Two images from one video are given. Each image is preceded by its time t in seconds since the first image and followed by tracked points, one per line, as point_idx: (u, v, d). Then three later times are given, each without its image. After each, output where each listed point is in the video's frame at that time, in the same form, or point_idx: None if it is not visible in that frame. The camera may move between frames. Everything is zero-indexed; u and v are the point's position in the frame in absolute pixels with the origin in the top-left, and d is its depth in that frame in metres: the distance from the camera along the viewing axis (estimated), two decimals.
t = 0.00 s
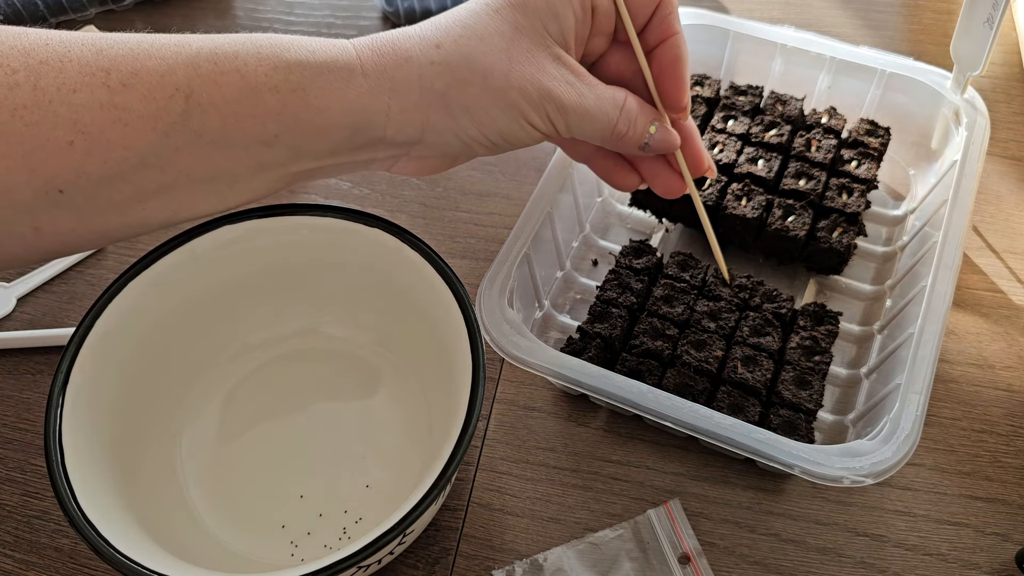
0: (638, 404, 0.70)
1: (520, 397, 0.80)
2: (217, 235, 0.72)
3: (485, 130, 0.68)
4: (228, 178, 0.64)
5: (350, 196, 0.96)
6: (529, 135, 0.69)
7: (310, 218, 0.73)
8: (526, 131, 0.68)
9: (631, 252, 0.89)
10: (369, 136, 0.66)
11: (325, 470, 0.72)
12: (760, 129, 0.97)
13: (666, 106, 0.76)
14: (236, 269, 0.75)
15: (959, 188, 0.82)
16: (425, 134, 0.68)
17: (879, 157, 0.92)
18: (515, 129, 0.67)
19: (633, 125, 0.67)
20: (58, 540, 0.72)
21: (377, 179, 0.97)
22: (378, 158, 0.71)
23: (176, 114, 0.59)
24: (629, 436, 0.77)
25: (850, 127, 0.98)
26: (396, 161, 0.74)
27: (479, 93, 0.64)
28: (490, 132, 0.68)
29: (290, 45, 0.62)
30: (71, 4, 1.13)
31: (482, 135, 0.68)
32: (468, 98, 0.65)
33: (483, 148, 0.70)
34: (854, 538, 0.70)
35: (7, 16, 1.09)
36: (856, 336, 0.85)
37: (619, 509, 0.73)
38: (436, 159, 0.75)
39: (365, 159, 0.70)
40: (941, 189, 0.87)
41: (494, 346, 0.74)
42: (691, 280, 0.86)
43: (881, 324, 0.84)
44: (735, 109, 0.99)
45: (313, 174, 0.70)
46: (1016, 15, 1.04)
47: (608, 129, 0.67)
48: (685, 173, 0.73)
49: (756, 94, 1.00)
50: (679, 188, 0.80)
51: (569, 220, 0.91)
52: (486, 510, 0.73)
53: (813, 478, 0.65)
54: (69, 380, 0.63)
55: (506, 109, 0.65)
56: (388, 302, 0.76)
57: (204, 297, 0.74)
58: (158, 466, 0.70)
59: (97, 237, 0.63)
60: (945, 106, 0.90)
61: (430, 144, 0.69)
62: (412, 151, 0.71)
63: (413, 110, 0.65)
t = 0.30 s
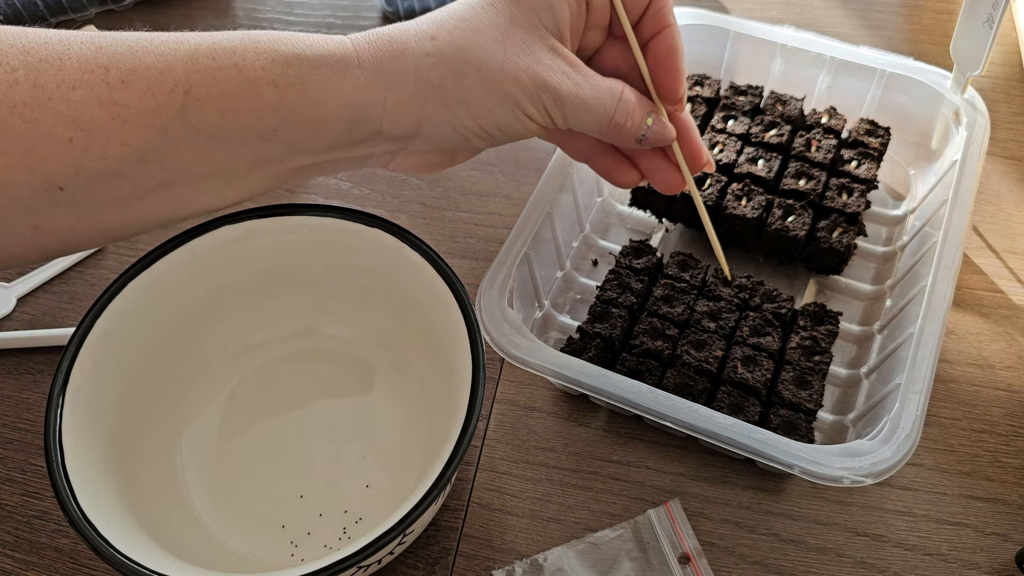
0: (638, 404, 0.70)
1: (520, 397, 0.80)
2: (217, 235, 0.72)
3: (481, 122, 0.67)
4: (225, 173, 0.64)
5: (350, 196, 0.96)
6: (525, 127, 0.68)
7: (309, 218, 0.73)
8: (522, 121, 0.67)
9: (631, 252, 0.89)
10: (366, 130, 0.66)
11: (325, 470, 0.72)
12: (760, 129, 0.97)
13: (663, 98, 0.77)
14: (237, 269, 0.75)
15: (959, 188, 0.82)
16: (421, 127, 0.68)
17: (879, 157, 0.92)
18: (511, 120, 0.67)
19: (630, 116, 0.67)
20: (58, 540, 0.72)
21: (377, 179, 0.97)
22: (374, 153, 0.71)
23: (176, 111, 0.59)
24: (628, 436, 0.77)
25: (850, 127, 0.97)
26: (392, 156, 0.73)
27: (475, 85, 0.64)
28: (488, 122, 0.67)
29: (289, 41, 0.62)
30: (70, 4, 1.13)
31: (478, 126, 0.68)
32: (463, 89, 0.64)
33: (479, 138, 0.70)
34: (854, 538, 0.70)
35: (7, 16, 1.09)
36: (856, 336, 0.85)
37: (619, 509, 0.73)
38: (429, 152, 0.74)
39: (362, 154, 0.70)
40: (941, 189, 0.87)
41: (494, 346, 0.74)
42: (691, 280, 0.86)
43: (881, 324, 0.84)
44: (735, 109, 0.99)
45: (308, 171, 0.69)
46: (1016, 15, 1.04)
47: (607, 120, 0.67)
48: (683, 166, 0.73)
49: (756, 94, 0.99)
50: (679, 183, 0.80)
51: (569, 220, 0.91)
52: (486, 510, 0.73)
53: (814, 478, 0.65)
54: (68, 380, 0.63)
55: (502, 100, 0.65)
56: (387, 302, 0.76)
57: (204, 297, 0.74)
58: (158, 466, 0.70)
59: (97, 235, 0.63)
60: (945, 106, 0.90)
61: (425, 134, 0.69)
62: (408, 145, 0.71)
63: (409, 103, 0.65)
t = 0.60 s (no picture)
0: (638, 404, 0.70)
1: (520, 397, 0.80)
2: (217, 235, 0.72)
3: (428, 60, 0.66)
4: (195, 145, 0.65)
5: (350, 197, 0.96)
6: (472, 58, 0.67)
7: (309, 218, 0.73)
8: (468, 56, 0.66)
9: (631, 252, 0.89)
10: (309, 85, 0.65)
11: (324, 470, 0.72)
12: (760, 129, 0.96)
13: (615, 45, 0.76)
14: (236, 270, 0.75)
15: (959, 188, 0.82)
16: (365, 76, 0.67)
17: (879, 157, 0.92)
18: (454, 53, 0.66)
19: (586, 44, 0.63)
20: (58, 540, 0.72)
21: (377, 179, 0.97)
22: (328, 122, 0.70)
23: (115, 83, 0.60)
24: (628, 436, 0.77)
25: (850, 127, 0.97)
26: (344, 132, 0.73)
27: (415, 18, 0.64)
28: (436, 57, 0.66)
29: (255, 22, 0.63)
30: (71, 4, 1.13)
31: (425, 63, 0.66)
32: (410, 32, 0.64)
33: (426, 76, 0.68)
34: (854, 538, 0.70)
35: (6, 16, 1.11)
36: (856, 336, 0.85)
37: (619, 509, 0.73)
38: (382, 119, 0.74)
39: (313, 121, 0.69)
40: (942, 189, 0.87)
41: (494, 346, 0.74)
42: (691, 280, 0.86)
43: (881, 324, 0.84)
44: (735, 109, 0.98)
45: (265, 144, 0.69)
46: (1016, 15, 1.04)
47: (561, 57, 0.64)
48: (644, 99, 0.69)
49: (756, 94, 0.99)
50: (653, 137, 0.76)
51: (569, 219, 0.90)
52: (486, 510, 0.73)
53: (814, 478, 0.65)
54: (68, 380, 0.62)
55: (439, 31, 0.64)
56: (387, 302, 0.76)
57: (203, 297, 0.74)
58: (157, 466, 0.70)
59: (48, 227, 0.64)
60: (945, 106, 0.90)
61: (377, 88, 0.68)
62: (358, 107, 0.70)
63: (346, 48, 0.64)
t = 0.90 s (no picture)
0: (638, 404, 0.70)
1: (520, 397, 0.80)
2: (217, 235, 0.72)
3: None
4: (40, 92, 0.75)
5: (350, 197, 0.96)
6: None
7: (309, 218, 0.73)
8: None
9: (631, 252, 0.88)
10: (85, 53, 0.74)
11: (325, 470, 0.72)
12: (760, 129, 0.96)
13: None
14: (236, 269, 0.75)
15: (959, 188, 0.82)
16: (169, 13, 0.76)
17: (879, 157, 0.92)
18: None
19: None
20: (58, 540, 0.72)
21: (377, 179, 0.97)
22: (142, 70, 0.78)
23: None
24: (629, 436, 0.77)
25: (850, 127, 0.97)
26: (164, 81, 0.79)
27: None
28: None
29: None
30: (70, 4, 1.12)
31: None
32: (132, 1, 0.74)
33: None
34: (854, 538, 0.70)
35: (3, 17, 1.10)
36: (856, 336, 0.85)
37: (618, 509, 0.73)
38: (210, 56, 0.79)
39: (128, 66, 0.77)
40: (941, 189, 0.87)
41: (494, 345, 0.74)
42: (691, 280, 0.86)
43: (881, 324, 0.84)
44: (735, 109, 0.97)
45: (81, 102, 0.77)
46: (1016, 15, 1.04)
47: None
48: None
49: (756, 94, 0.98)
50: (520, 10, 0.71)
51: (568, 220, 0.90)
52: (486, 510, 0.73)
53: (814, 478, 0.65)
54: (68, 380, 0.62)
55: None
56: (387, 301, 0.76)
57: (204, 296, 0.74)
58: (157, 465, 0.70)
59: None
60: (945, 106, 0.90)
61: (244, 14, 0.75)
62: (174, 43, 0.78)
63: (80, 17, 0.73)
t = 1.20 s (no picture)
0: (638, 404, 0.70)
1: (520, 397, 0.80)
2: (217, 235, 0.72)
3: None
4: None
5: (350, 196, 0.96)
6: None
7: (309, 218, 0.73)
8: None
9: (631, 252, 0.88)
10: None
11: (325, 470, 0.72)
12: (760, 129, 0.96)
13: None
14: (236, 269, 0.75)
15: (958, 188, 0.82)
16: None
17: (879, 157, 0.92)
18: None
19: None
20: (58, 540, 0.72)
21: (377, 179, 0.97)
22: (45, 55, 0.69)
23: None
24: (629, 436, 0.77)
25: (850, 127, 0.97)
26: (70, 66, 0.70)
27: None
28: None
29: None
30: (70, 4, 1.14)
31: None
32: None
33: None
34: (854, 538, 0.70)
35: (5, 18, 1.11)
36: (856, 336, 0.85)
37: (618, 509, 0.73)
38: (122, 35, 0.71)
39: (29, 52, 0.69)
40: (941, 189, 0.87)
41: (493, 345, 0.74)
42: (691, 280, 0.86)
43: (881, 325, 0.84)
44: (735, 109, 0.97)
45: None
46: (1016, 15, 1.04)
47: None
48: None
49: (756, 94, 0.98)
50: None
51: (568, 220, 0.90)
52: (486, 510, 0.73)
53: (814, 478, 0.65)
54: (68, 381, 0.62)
55: None
56: (387, 301, 0.76)
57: (203, 296, 0.74)
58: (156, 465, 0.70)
59: None
60: (945, 107, 0.90)
61: None
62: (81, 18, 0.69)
63: None
